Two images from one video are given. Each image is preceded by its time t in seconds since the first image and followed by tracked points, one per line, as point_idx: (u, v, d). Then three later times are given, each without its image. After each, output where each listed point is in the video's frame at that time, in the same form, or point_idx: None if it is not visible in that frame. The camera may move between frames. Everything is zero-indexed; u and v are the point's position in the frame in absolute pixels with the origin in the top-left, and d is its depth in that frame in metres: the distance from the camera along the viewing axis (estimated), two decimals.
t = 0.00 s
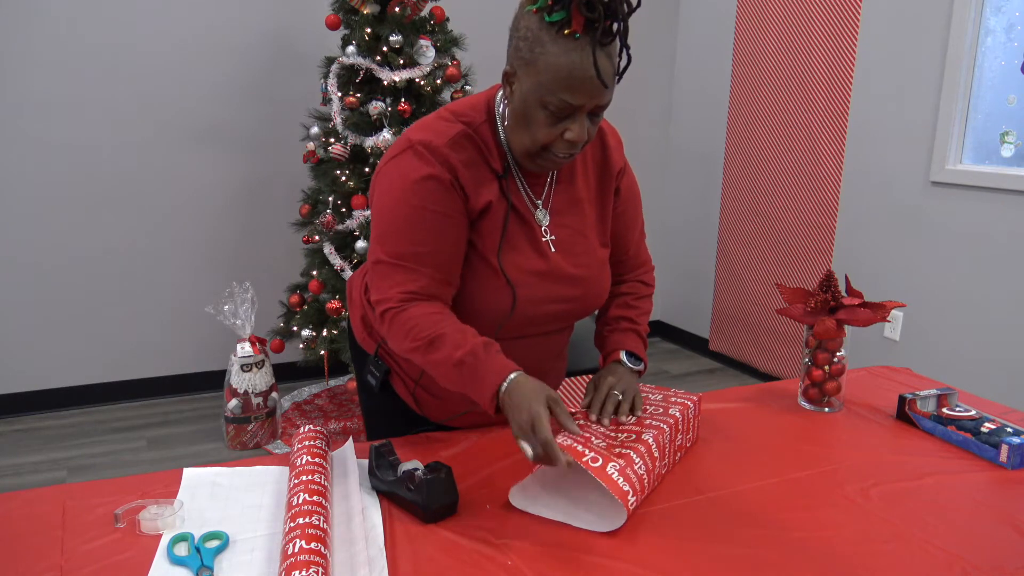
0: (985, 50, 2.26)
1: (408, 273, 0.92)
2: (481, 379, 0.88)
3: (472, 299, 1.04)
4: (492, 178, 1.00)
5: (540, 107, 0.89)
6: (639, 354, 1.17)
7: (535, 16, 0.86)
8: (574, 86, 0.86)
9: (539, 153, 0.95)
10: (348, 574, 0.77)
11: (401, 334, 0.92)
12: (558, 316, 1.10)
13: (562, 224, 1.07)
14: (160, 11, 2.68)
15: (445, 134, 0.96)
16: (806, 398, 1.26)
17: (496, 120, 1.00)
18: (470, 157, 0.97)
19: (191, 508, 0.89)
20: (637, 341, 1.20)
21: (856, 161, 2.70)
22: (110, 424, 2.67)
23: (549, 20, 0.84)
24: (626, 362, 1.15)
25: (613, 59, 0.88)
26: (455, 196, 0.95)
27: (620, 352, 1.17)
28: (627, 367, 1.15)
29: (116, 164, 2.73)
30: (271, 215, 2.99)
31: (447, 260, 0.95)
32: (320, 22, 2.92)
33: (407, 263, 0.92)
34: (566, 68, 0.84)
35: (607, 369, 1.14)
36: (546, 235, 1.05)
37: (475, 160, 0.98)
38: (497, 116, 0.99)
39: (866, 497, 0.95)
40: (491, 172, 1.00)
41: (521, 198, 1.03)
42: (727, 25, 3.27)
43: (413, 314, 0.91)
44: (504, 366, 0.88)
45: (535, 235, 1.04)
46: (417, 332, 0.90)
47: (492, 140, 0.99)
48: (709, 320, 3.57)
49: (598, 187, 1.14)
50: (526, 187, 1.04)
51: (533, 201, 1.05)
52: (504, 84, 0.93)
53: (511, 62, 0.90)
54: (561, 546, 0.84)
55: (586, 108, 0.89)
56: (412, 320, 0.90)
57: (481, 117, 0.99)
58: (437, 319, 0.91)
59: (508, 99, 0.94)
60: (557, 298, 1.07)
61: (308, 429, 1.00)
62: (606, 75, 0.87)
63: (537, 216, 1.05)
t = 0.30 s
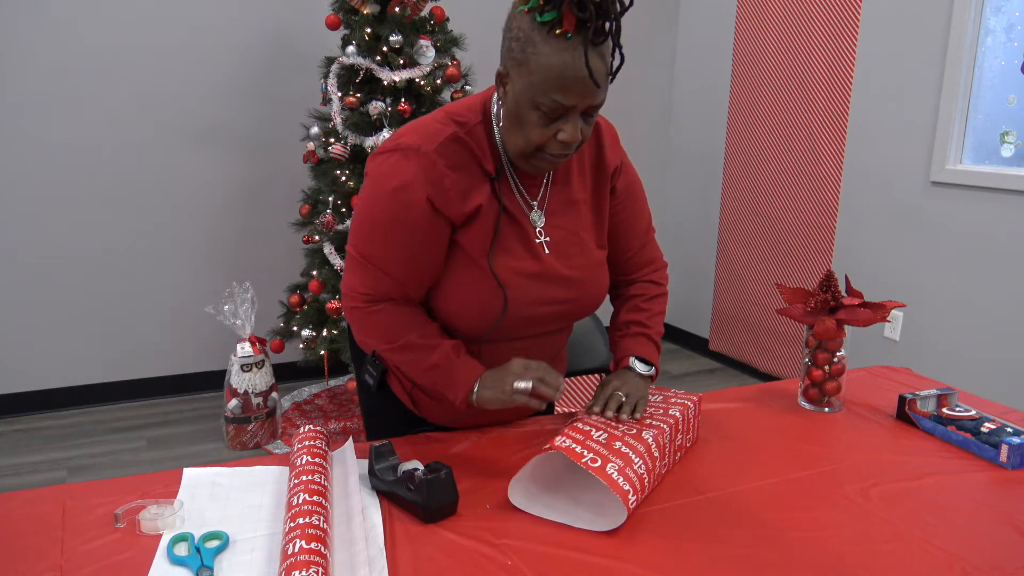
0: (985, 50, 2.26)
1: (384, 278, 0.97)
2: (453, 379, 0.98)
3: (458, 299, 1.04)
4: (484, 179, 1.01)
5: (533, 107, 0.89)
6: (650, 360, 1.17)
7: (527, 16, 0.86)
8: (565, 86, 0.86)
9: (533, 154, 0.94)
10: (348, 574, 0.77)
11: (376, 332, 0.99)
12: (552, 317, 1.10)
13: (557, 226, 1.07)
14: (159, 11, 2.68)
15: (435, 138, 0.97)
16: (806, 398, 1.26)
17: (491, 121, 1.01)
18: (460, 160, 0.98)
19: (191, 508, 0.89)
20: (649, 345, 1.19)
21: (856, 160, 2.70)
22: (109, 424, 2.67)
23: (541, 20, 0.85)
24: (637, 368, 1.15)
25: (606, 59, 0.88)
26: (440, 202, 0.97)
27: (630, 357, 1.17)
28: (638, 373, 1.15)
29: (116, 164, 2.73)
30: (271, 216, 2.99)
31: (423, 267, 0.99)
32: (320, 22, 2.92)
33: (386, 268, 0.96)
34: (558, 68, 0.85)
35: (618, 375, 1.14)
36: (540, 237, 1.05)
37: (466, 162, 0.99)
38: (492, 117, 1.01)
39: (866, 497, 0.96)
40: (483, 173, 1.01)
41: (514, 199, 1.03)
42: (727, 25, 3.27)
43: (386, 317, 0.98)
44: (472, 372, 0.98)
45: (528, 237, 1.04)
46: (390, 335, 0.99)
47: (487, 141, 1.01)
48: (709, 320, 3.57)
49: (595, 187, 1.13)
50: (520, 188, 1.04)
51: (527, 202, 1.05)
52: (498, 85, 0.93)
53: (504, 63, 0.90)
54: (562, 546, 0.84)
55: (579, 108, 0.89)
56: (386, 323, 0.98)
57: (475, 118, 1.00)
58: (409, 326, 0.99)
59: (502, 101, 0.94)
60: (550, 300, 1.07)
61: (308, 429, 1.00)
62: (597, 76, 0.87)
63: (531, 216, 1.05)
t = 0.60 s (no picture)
0: (985, 50, 2.26)
1: (377, 290, 0.96)
2: (434, 416, 0.96)
3: (451, 305, 1.04)
4: (472, 184, 1.01)
5: (512, 112, 0.89)
6: (646, 357, 1.18)
7: (505, 21, 0.87)
8: (543, 91, 0.86)
9: (517, 157, 0.94)
10: (348, 574, 0.77)
11: (371, 349, 0.98)
12: (545, 321, 1.10)
13: (548, 228, 1.07)
14: (160, 11, 2.68)
15: (423, 145, 0.97)
16: (806, 399, 1.26)
17: (478, 127, 1.01)
18: (448, 166, 0.98)
19: (191, 508, 0.89)
20: (646, 343, 1.20)
21: (856, 160, 2.70)
22: (110, 424, 2.67)
23: (517, 25, 0.85)
24: (633, 366, 1.16)
25: (585, 62, 0.87)
26: (429, 211, 0.97)
27: (626, 355, 1.17)
28: (635, 371, 1.15)
29: (116, 163, 2.73)
30: (272, 216, 3.00)
31: (418, 275, 0.98)
32: (320, 22, 2.92)
33: (378, 279, 0.96)
34: (534, 73, 0.84)
35: (616, 373, 1.15)
36: (530, 240, 1.05)
37: (454, 169, 0.99)
38: (478, 123, 1.00)
39: (866, 497, 0.96)
40: (471, 179, 1.01)
41: (503, 203, 1.03)
42: (727, 25, 3.27)
43: (379, 335, 0.97)
44: (458, 412, 0.96)
45: (518, 241, 1.04)
46: (383, 357, 0.97)
47: (474, 147, 1.00)
48: (709, 320, 3.57)
49: (588, 188, 1.12)
50: (510, 191, 1.04)
51: (517, 206, 1.05)
52: (480, 90, 0.93)
53: (485, 69, 0.91)
54: (562, 546, 0.84)
55: (560, 112, 0.89)
56: (381, 343, 0.97)
57: (463, 124, 1.00)
58: (402, 346, 0.98)
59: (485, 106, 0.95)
60: (542, 303, 1.07)
61: (308, 429, 1.00)
62: (576, 79, 0.86)
63: (522, 220, 1.05)
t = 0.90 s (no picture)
0: (985, 50, 2.26)
1: (358, 270, 0.97)
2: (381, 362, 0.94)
3: (444, 299, 1.04)
4: (468, 181, 1.01)
5: (505, 107, 0.89)
6: (640, 356, 1.17)
7: (496, 17, 0.87)
8: (533, 85, 0.86)
9: (511, 154, 0.94)
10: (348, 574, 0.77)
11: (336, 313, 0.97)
12: (542, 319, 1.09)
13: (546, 226, 1.06)
14: (160, 11, 2.68)
15: (419, 139, 0.98)
16: (806, 398, 1.26)
17: (475, 124, 1.01)
18: (442, 163, 0.99)
19: (191, 508, 0.89)
20: (640, 342, 1.18)
21: (856, 160, 2.70)
22: (110, 424, 2.67)
23: (508, 20, 0.85)
24: (627, 366, 1.15)
25: (575, 58, 0.87)
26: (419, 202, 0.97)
27: (621, 354, 1.16)
28: (629, 372, 1.15)
29: (115, 163, 2.73)
30: (271, 215, 3.00)
31: (402, 266, 0.99)
32: (320, 22, 2.92)
33: (360, 262, 0.96)
34: (524, 67, 0.85)
35: (610, 374, 1.15)
36: (527, 238, 1.05)
37: (449, 164, 0.99)
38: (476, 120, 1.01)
39: (866, 497, 0.95)
40: (468, 176, 1.01)
41: (500, 200, 1.03)
42: (727, 25, 3.27)
43: (346, 300, 0.97)
44: (399, 354, 0.93)
45: (514, 239, 1.04)
46: (343, 316, 0.97)
47: (472, 144, 1.01)
48: (710, 320, 3.57)
49: (588, 187, 1.12)
50: (507, 187, 1.04)
51: (515, 203, 1.05)
52: (476, 86, 0.94)
53: (479, 65, 0.91)
54: (562, 546, 0.84)
55: (551, 106, 0.89)
56: (345, 305, 0.96)
57: (460, 121, 1.01)
58: (360, 307, 0.96)
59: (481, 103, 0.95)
60: (538, 301, 1.06)
61: (308, 429, 1.00)
62: (566, 74, 0.86)
63: (519, 218, 1.04)
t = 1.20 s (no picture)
0: (985, 50, 2.26)
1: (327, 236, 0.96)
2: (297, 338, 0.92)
3: (428, 283, 1.01)
4: (456, 167, 1.01)
5: (471, 79, 0.92)
6: (640, 356, 1.17)
7: None
8: (488, 59, 0.88)
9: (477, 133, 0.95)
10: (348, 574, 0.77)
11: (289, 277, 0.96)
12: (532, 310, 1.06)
13: (538, 216, 1.04)
14: (160, 11, 2.68)
15: (409, 124, 0.98)
16: (806, 398, 1.26)
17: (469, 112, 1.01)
18: (430, 149, 0.98)
19: (191, 508, 0.89)
20: (640, 342, 1.18)
21: (856, 160, 2.70)
22: (110, 424, 2.67)
23: None
24: (627, 366, 1.15)
25: (538, 42, 0.87)
26: (399, 181, 0.97)
27: (620, 354, 1.16)
28: (629, 372, 1.15)
29: (115, 163, 2.73)
30: (271, 215, 3.00)
31: (375, 242, 0.98)
32: (320, 23, 2.92)
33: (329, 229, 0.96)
34: (481, 39, 0.88)
35: (610, 373, 1.16)
36: (519, 226, 1.03)
37: (437, 150, 0.99)
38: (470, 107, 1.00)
39: (866, 497, 0.96)
40: (456, 163, 1.00)
41: (491, 188, 1.02)
42: (727, 25, 3.27)
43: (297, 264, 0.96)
44: (293, 341, 0.91)
45: (504, 226, 1.02)
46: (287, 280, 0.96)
47: (462, 132, 1.00)
48: (709, 320, 3.57)
49: (584, 181, 1.10)
50: (500, 175, 1.03)
51: (507, 193, 1.03)
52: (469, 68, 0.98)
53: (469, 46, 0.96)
54: (562, 546, 0.84)
55: (506, 84, 0.89)
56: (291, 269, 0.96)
57: (453, 109, 1.00)
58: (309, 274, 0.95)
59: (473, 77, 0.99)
60: (527, 290, 1.03)
61: (308, 429, 1.01)
62: (518, 54, 0.87)
63: (509, 207, 1.03)
